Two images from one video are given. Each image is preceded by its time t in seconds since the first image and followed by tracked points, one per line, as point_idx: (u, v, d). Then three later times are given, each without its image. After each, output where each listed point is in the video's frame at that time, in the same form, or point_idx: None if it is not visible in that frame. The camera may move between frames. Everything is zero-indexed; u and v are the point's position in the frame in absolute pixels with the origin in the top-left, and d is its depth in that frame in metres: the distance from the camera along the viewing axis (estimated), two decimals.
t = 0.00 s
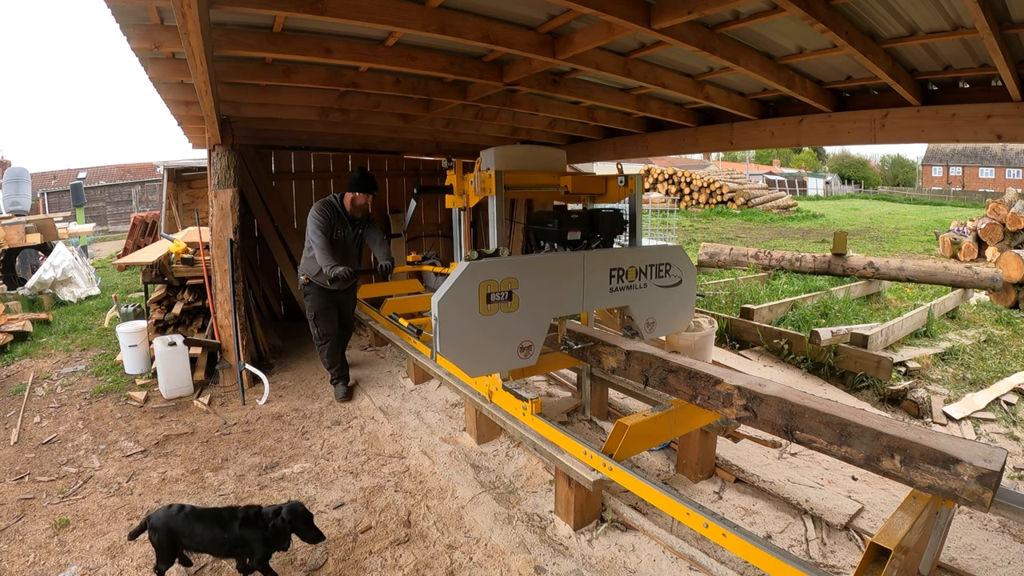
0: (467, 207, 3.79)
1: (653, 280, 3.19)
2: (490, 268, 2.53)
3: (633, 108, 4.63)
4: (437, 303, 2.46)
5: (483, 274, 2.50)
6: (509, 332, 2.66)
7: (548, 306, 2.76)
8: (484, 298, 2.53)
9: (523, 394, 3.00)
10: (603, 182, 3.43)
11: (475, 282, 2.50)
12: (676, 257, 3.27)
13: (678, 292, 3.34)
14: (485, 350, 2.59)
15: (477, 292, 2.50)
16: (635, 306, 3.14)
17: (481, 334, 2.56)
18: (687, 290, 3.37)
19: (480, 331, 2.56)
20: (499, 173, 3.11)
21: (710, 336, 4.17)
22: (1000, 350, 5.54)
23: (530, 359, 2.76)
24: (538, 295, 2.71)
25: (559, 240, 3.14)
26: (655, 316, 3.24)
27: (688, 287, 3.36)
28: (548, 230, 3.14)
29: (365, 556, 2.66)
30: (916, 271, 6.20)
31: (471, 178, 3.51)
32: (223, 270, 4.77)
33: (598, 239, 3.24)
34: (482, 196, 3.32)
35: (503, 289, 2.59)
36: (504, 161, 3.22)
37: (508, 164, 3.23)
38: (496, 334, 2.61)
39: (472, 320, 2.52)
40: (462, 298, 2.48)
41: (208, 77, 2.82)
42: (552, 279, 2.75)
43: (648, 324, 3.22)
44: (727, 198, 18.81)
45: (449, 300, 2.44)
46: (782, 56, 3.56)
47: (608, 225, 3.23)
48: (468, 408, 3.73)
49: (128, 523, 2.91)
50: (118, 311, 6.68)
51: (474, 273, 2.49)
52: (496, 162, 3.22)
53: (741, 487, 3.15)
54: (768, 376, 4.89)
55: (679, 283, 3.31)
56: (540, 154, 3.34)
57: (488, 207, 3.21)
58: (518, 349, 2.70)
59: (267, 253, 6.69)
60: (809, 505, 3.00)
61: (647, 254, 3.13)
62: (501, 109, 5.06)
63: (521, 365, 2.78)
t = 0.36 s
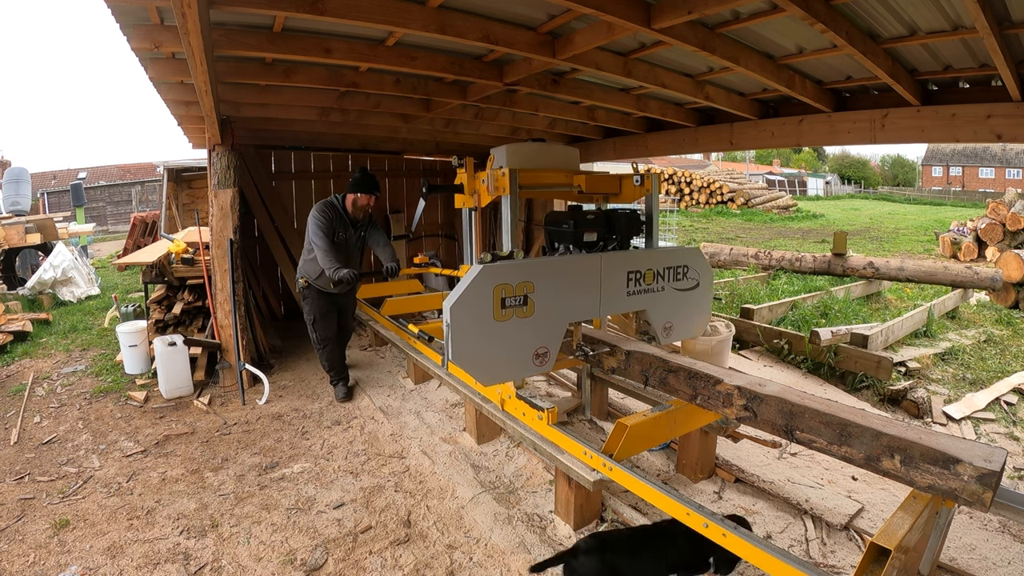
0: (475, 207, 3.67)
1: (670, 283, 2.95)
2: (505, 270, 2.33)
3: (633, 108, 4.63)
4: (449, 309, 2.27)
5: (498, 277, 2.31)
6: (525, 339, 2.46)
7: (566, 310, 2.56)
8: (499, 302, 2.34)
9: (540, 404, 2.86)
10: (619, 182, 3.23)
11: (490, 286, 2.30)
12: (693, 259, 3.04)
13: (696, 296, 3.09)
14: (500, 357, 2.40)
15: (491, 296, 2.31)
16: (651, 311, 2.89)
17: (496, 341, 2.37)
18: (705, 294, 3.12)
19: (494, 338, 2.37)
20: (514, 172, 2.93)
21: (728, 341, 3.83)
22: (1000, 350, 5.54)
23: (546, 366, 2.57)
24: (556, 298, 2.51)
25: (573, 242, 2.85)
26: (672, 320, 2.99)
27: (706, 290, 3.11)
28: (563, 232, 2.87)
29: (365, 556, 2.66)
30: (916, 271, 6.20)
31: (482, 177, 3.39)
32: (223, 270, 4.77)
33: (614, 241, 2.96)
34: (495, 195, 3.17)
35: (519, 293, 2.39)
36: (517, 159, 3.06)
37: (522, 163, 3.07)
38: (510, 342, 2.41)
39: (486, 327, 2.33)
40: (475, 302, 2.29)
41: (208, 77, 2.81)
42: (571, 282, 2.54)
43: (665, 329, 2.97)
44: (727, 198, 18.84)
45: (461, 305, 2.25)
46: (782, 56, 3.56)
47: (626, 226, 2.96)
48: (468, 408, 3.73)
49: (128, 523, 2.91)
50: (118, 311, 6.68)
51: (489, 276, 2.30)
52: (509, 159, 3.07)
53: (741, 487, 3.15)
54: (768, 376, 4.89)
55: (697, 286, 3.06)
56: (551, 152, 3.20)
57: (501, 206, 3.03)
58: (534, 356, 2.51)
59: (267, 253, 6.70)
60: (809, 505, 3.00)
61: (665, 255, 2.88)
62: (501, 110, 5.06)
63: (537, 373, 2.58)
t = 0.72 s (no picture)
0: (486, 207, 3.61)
1: (687, 285, 2.86)
2: (520, 273, 2.25)
3: (633, 108, 4.63)
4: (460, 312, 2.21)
5: (512, 280, 2.23)
6: (541, 345, 2.38)
7: (582, 315, 2.47)
8: (513, 306, 2.26)
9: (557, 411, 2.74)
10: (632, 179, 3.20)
11: (504, 290, 2.23)
12: (709, 260, 2.96)
13: (712, 299, 3.01)
14: (514, 364, 2.32)
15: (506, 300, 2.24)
16: (668, 315, 2.81)
17: (510, 346, 2.29)
18: (721, 296, 3.04)
19: (508, 343, 2.29)
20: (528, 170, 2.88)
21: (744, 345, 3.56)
22: (1000, 350, 5.54)
23: (562, 374, 2.47)
24: (571, 302, 2.42)
25: (589, 242, 2.83)
26: (690, 324, 2.90)
27: (722, 292, 3.04)
28: (577, 233, 2.85)
29: (365, 556, 2.66)
30: (916, 271, 6.20)
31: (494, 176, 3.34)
32: (223, 270, 4.77)
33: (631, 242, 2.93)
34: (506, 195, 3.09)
35: (534, 297, 2.31)
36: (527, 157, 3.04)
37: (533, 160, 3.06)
38: (526, 348, 2.33)
39: (500, 332, 2.25)
40: (489, 306, 2.21)
41: (208, 77, 2.81)
42: (586, 286, 2.46)
43: (681, 333, 2.88)
44: (727, 198, 18.87)
45: (474, 309, 2.18)
46: (782, 57, 3.56)
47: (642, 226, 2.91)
48: (468, 408, 3.73)
49: (128, 523, 2.91)
50: (118, 311, 6.68)
51: (503, 279, 2.22)
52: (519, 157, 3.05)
53: (741, 487, 3.15)
54: (768, 376, 4.89)
55: (714, 288, 2.98)
56: (563, 149, 3.16)
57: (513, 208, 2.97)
58: (549, 363, 2.41)
59: (267, 253, 6.70)
60: (809, 505, 3.00)
61: (681, 257, 2.80)
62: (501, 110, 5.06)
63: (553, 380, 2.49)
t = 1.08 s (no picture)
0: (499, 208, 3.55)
1: (706, 289, 2.73)
2: (538, 276, 2.11)
3: (633, 108, 4.63)
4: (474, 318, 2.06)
5: (530, 284, 2.09)
6: (558, 352, 2.24)
7: (601, 320, 2.33)
8: (530, 312, 2.12)
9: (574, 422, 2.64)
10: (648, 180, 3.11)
11: (521, 293, 2.08)
12: (729, 263, 2.83)
13: (731, 302, 2.88)
14: (529, 372, 2.18)
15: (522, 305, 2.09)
16: (686, 319, 2.69)
17: (526, 354, 2.15)
18: (740, 300, 2.92)
19: (524, 351, 2.15)
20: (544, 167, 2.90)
21: (762, 350, 3.84)
22: (1000, 350, 5.54)
23: (578, 383, 2.34)
24: (590, 307, 2.28)
25: (606, 244, 2.77)
26: (707, 329, 2.78)
27: (741, 296, 2.91)
28: (593, 234, 2.79)
29: (365, 556, 2.66)
30: (916, 271, 6.20)
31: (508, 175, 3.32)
32: (223, 270, 4.77)
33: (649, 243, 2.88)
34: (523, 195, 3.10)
35: (552, 302, 2.17)
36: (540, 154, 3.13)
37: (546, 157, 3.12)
38: (542, 355, 2.19)
39: (516, 339, 2.11)
40: (505, 312, 2.07)
41: (208, 77, 2.81)
42: (606, 290, 2.32)
43: (698, 338, 2.77)
44: (727, 198, 18.87)
45: (489, 315, 2.03)
46: (782, 56, 3.56)
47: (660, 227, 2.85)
48: (468, 408, 3.73)
49: (128, 523, 2.91)
50: (118, 311, 6.68)
51: (520, 284, 2.07)
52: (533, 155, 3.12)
53: (741, 487, 3.15)
54: (768, 376, 4.89)
55: (733, 292, 2.86)
56: (574, 147, 3.22)
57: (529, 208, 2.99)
58: (566, 371, 2.28)
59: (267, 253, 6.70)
60: (809, 505, 3.00)
61: (700, 260, 2.67)
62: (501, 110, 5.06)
63: (568, 389, 2.36)
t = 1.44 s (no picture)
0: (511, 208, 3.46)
1: (725, 292, 2.69)
2: (555, 281, 2.05)
3: (633, 108, 4.63)
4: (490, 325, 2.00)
5: (547, 289, 2.03)
6: (575, 360, 2.18)
7: (620, 326, 2.28)
8: (548, 318, 2.06)
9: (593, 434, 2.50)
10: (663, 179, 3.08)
11: (539, 299, 2.02)
12: (747, 266, 2.79)
13: (749, 306, 2.84)
14: (546, 380, 2.12)
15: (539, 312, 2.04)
16: (706, 323, 2.64)
17: (543, 362, 2.10)
18: (759, 304, 2.87)
19: (541, 359, 2.09)
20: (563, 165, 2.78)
21: (780, 355, 3.77)
22: (1000, 350, 5.54)
23: (596, 391, 2.28)
24: (609, 313, 2.23)
25: (624, 246, 2.75)
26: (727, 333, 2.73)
27: (760, 300, 2.87)
28: (611, 235, 2.79)
29: (365, 556, 2.66)
30: (916, 271, 6.20)
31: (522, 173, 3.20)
32: (223, 270, 4.77)
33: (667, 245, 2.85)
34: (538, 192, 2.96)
35: (570, 307, 2.11)
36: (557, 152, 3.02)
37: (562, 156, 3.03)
38: (559, 363, 2.13)
39: (532, 346, 2.05)
40: (522, 319, 2.01)
41: (208, 77, 2.81)
42: (625, 295, 2.26)
43: (718, 343, 2.71)
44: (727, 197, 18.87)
45: (506, 321, 1.98)
46: (782, 56, 3.56)
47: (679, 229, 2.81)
48: (468, 408, 3.73)
49: (128, 523, 2.91)
50: (118, 312, 6.68)
51: (538, 289, 2.02)
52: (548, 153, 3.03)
53: (741, 487, 3.15)
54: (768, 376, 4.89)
55: (751, 295, 2.82)
56: (590, 147, 3.14)
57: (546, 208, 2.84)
58: (584, 379, 2.22)
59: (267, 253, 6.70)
60: (809, 505, 3.00)
61: (720, 262, 2.63)
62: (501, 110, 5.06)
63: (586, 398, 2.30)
